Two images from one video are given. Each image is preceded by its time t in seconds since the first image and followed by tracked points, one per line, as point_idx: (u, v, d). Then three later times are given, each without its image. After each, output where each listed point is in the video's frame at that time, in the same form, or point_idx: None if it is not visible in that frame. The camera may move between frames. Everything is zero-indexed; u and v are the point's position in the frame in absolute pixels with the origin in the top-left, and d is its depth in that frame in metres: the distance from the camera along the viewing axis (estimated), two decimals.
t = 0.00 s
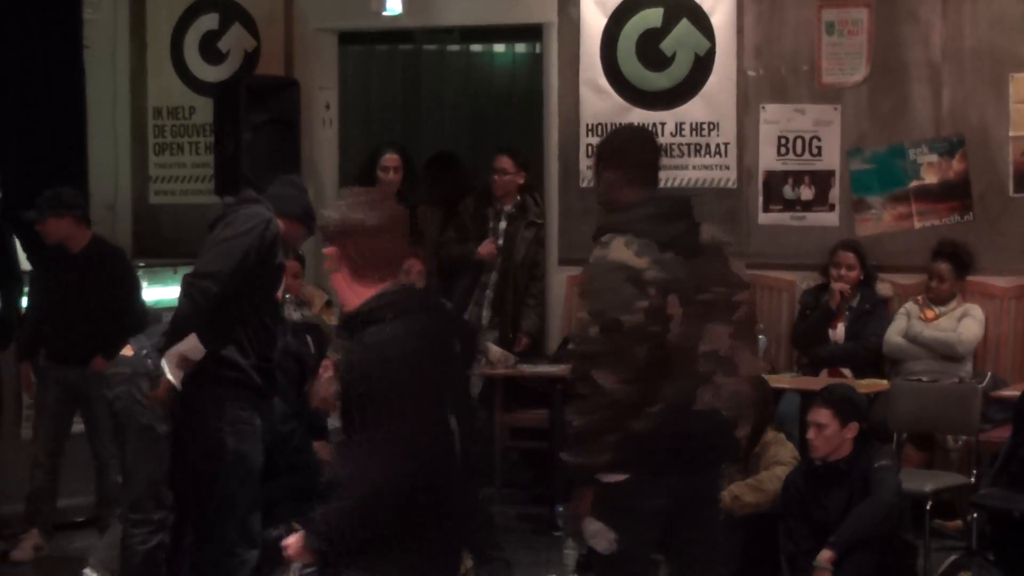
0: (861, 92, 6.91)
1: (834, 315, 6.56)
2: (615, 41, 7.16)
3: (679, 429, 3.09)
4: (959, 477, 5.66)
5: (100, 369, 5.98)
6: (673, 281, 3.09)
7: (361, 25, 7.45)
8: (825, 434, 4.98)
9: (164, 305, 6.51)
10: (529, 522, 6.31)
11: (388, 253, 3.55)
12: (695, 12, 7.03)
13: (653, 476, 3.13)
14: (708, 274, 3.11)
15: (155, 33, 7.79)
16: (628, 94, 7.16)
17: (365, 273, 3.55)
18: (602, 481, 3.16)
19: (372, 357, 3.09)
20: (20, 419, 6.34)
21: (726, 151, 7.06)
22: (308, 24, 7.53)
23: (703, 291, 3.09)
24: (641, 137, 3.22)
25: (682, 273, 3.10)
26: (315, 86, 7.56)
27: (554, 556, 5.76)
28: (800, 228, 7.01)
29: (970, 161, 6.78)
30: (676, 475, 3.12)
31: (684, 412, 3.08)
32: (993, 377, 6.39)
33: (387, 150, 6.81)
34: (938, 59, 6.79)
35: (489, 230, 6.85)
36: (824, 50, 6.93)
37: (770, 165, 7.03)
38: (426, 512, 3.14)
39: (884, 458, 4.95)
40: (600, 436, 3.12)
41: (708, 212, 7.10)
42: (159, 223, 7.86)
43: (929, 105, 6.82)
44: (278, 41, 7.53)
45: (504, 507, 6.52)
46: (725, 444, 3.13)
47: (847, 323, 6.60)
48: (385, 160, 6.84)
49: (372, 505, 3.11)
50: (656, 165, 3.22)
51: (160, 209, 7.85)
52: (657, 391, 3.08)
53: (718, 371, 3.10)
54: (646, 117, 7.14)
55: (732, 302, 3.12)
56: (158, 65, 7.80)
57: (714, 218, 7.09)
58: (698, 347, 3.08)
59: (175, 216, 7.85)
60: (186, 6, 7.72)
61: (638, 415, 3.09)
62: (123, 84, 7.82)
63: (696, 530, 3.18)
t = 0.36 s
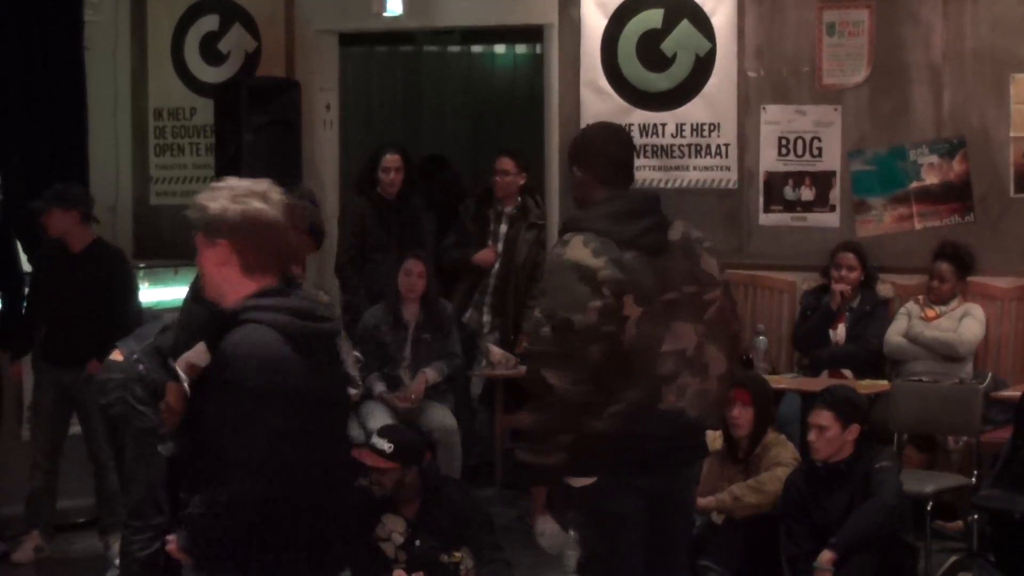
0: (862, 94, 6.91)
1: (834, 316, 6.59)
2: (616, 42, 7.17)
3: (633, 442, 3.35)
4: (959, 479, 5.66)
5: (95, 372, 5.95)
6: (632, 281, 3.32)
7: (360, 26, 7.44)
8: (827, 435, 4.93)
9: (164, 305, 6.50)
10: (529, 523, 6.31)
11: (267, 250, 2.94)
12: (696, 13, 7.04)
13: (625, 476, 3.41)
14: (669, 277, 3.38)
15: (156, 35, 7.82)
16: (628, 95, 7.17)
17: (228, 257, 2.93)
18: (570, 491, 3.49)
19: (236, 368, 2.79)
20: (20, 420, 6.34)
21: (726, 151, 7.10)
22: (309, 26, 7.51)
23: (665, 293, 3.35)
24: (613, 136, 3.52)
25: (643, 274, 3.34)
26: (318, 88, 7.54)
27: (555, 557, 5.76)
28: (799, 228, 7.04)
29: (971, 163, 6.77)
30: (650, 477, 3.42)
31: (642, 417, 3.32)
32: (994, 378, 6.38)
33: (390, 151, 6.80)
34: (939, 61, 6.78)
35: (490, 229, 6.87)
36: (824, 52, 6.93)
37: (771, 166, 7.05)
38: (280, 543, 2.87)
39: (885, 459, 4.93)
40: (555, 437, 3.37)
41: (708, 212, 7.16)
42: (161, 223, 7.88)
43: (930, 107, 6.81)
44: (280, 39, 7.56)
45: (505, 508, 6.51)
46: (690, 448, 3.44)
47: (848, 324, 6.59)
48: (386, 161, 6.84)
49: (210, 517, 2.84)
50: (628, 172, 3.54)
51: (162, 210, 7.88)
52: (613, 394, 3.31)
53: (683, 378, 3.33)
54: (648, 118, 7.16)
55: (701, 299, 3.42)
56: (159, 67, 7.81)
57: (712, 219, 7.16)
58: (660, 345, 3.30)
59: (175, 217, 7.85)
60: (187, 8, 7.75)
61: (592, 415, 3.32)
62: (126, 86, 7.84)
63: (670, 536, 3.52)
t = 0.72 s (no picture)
0: (867, 99, 6.91)
1: (838, 321, 6.60)
2: (623, 46, 7.14)
3: (618, 432, 3.44)
4: (961, 484, 5.64)
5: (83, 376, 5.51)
6: (608, 290, 3.45)
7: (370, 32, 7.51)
8: (826, 448, 4.91)
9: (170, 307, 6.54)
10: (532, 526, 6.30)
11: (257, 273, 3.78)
12: (703, 18, 6.98)
13: (617, 468, 3.45)
14: (649, 281, 3.52)
15: (162, 38, 7.80)
16: (635, 100, 7.13)
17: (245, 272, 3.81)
18: (569, 489, 3.51)
19: (134, 367, 2.61)
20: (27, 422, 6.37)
21: (732, 156, 7.12)
22: (317, 25, 7.63)
23: (646, 298, 3.50)
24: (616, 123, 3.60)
25: (623, 279, 3.48)
26: (324, 93, 7.66)
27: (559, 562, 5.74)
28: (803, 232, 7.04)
29: (976, 168, 6.78)
30: (632, 478, 3.46)
31: (618, 417, 3.44)
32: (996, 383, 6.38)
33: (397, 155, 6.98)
34: (944, 66, 6.79)
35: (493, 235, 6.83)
36: (831, 57, 6.94)
37: (777, 170, 7.08)
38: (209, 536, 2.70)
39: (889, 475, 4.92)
40: (533, 440, 3.49)
41: (714, 216, 7.15)
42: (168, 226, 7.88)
43: (936, 111, 6.80)
44: (287, 37, 7.58)
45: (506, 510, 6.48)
46: (683, 446, 3.50)
47: (852, 328, 6.60)
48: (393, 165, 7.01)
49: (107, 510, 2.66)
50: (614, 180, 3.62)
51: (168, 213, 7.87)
52: (587, 396, 3.46)
53: (658, 388, 3.48)
54: (652, 123, 7.12)
55: (693, 303, 3.55)
56: (167, 69, 7.81)
57: (719, 224, 7.14)
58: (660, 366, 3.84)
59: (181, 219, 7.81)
60: (193, 11, 7.73)
61: (573, 421, 3.46)
62: (132, 88, 7.85)
63: (670, 540, 3.55)
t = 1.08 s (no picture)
0: (864, 93, 6.91)
1: (835, 316, 6.58)
2: (620, 42, 7.16)
3: (617, 427, 3.27)
4: (960, 479, 5.65)
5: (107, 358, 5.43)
6: (598, 283, 3.24)
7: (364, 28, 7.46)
8: (820, 451, 4.85)
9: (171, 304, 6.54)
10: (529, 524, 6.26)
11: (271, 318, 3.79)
12: (700, 12, 7.05)
13: (610, 466, 3.29)
14: (642, 276, 3.34)
15: (157, 33, 7.76)
16: (632, 95, 7.16)
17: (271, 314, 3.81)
18: (570, 485, 3.34)
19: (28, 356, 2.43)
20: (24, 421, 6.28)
21: (729, 151, 7.10)
22: (310, 24, 7.50)
23: (637, 292, 3.33)
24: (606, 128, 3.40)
25: (617, 276, 3.28)
26: (319, 87, 7.54)
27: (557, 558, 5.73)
28: (800, 228, 7.04)
29: (973, 163, 6.77)
30: (632, 476, 3.30)
31: (613, 412, 3.27)
32: (995, 378, 6.34)
33: (395, 150, 6.82)
34: (941, 60, 6.79)
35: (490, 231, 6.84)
36: (827, 52, 6.93)
37: (773, 165, 7.04)
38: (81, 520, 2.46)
39: (888, 477, 4.83)
40: (531, 436, 3.26)
41: (710, 212, 7.17)
42: (164, 222, 7.85)
43: (933, 107, 6.81)
44: (282, 37, 7.53)
45: (505, 507, 6.46)
46: (686, 441, 3.35)
47: (849, 324, 6.57)
48: (390, 160, 6.86)
49: (4, 497, 2.42)
50: (609, 174, 3.43)
51: (164, 209, 7.84)
52: (582, 389, 3.28)
53: (654, 380, 3.28)
54: (650, 118, 7.15)
55: (687, 298, 3.37)
56: (163, 64, 7.77)
57: (717, 219, 7.16)
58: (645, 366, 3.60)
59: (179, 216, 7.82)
60: (189, 6, 7.69)
61: (569, 415, 3.29)
62: (127, 83, 7.83)
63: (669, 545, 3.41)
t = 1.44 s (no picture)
0: (864, 93, 6.91)
1: (836, 316, 6.58)
2: (620, 42, 7.17)
3: (624, 424, 3.27)
4: (963, 479, 5.65)
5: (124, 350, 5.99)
6: (609, 276, 3.25)
7: (363, 29, 7.46)
8: (823, 449, 4.88)
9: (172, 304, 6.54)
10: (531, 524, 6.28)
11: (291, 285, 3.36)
12: (700, 12, 7.05)
13: (620, 462, 3.28)
14: (652, 274, 3.34)
15: (158, 34, 7.77)
16: (632, 95, 7.16)
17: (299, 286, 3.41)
18: (576, 482, 3.34)
19: None
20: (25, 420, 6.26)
21: (729, 151, 7.10)
22: (310, 24, 7.51)
23: (648, 291, 3.32)
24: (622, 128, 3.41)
25: (627, 272, 3.29)
26: (319, 87, 7.55)
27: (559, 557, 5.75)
28: (801, 228, 7.04)
29: (973, 162, 6.77)
30: (636, 474, 3.29)
31: (621, 407, 3.27)
32: (995, 378, 6.34)
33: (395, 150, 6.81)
34: (941, 60, 6.79)
35: (491, 231, 6.86)
36: (827, 52, 6.93)
37: (773, 165, 7.05)
38: None
39: (892, 472, 4.86)
40: (537, 429, 3.23)
41: (710, 212, 7.17)
42: (164, 223, 7.85)
43: (933, 107, 6.81)
44: (282, 38, 7.53)
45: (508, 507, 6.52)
46: (693, 440, 3.35)
47: (850, 324, 6.58)
48: (390, 161, 6.86)
49: None
50: (626, 174, 3.41)
51: (164, 210, 7.84)
52: (589, 385, 3.27)
53: (664, 377, 3.28)
54: (649, 118, 7.16)
55: (696, 298, 3.38)
56: (163, 65, 7.78)
57: (717, 219, 7.16)
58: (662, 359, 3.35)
59: (179, 216, 7.82)
60: (190, 6, 7.69)
61: (576, 410, 3.29)
62: (127, 83, 7.83)
63: (674, 546, 3.39)
